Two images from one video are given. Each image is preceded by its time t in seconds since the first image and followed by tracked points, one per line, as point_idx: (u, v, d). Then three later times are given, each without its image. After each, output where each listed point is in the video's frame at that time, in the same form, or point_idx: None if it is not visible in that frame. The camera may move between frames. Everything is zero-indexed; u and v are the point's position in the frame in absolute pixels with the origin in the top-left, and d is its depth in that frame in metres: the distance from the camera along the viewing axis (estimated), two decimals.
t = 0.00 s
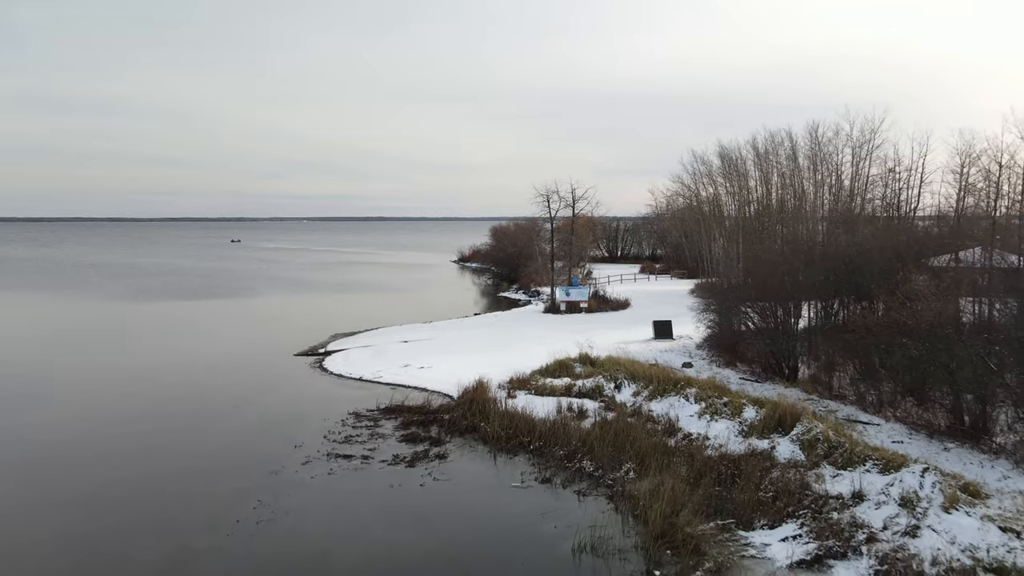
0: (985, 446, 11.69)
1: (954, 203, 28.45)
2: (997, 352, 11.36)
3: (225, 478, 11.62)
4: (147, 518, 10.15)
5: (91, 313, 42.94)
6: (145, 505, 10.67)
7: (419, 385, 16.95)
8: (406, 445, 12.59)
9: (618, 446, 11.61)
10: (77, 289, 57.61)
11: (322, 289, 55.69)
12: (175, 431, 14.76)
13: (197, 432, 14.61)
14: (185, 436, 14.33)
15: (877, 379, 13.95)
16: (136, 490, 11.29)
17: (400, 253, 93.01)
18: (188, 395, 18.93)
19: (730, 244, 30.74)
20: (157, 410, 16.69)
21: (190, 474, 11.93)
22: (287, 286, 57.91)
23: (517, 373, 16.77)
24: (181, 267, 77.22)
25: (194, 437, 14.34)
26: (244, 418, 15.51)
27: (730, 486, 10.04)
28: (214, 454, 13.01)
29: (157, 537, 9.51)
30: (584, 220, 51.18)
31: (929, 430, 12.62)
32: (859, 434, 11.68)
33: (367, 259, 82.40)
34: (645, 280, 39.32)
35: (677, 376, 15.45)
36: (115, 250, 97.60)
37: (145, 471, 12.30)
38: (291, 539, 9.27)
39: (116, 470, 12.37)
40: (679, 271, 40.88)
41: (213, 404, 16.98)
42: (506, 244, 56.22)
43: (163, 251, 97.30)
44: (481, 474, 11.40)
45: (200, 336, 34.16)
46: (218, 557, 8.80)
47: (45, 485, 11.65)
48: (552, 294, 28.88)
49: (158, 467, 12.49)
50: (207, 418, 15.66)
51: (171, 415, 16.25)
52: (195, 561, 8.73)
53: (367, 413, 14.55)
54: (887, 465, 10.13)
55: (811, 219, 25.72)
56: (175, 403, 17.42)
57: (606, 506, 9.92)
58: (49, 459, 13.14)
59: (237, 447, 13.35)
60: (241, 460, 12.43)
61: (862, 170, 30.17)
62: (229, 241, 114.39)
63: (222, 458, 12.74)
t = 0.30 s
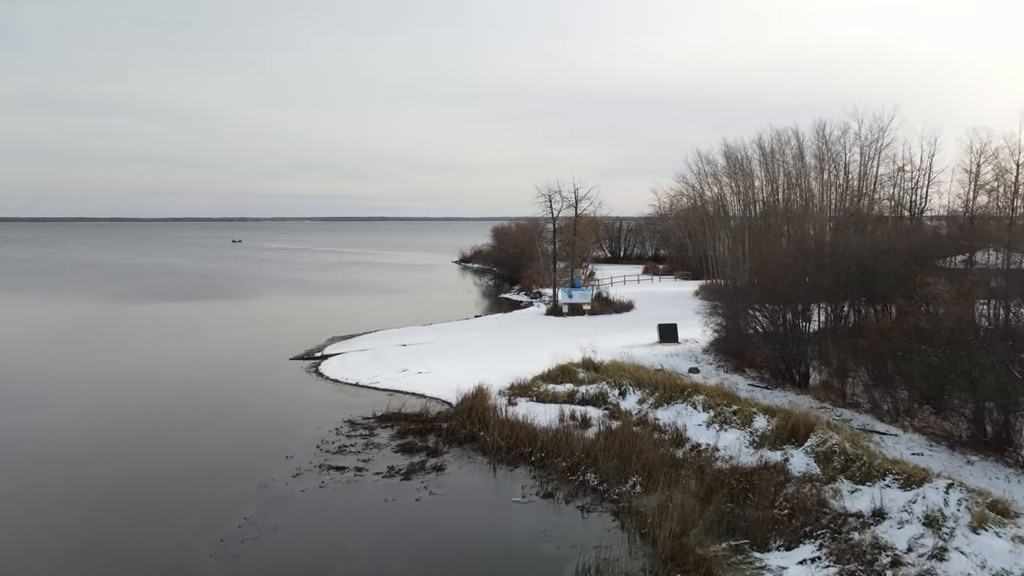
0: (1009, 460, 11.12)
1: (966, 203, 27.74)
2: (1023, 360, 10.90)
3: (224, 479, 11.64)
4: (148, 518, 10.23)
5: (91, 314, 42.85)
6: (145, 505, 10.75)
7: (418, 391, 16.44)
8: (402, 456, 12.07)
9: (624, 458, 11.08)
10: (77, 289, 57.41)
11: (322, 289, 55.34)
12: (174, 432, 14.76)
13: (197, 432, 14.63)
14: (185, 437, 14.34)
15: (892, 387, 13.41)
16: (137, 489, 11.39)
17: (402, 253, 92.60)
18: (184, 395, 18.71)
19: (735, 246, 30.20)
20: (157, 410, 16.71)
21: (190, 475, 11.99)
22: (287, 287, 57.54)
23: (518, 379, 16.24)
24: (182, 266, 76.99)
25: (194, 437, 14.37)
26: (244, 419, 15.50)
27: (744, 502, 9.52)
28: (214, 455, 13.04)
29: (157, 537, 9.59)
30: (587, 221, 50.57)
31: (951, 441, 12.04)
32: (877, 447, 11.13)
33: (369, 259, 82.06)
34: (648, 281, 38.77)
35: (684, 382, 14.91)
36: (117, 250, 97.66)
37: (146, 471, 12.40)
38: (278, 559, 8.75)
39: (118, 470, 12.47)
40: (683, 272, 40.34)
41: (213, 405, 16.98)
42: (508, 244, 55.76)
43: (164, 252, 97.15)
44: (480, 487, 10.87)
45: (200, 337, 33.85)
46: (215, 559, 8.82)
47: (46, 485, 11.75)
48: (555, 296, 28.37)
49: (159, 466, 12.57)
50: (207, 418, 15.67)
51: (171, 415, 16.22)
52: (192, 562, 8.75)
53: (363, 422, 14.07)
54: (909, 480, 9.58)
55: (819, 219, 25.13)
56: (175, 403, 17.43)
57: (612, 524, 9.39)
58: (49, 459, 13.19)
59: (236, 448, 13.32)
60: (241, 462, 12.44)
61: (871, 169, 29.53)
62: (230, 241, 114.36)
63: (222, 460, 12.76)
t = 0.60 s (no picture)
0: None
1: (981, 203, 26.96)
2: None
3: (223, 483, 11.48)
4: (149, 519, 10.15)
5: (92, 313, 42.74)
6: (146, 506, 10.68)
7: (415, 398, 15.90)
8: (398, 469, 11.49)
9: (630, 472, 10.49)
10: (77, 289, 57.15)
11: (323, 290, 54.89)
12: (173, 432, 14.61)
13: (186, 439, 14.15)
14: (184, 438, 14.20)
15: (910, 397, 12.83)
16: (138, 490, 11.31)
17: (403, 253, 92.15)
18: (180, 393, 18.42)
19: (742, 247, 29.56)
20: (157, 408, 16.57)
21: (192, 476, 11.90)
22: (287, 287, 57.16)
23: (519, 386, 15.67)
24: (184, 266, 76.75)
25: (194, 437, 14.24)
26: (238, 424, 15.08)
27: (759, 523, 8.93)
28: (205, 462, 12.62)
29: (158, 539, 9.52)
30: (590, 221, 49.93)
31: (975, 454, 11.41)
32: (899, 461, 10.51)
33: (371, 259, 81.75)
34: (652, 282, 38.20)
35: (692, 390, 14.31)
36: (119, 250, 97.59)
37: (147, 471, 12.30)
38: None
39: (118, 469, 12.37)
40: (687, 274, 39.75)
41: (213, 404, 16.81)
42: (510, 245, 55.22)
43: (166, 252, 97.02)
44: (478, 503, 10.30)
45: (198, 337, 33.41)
46: (210, 565, 8.64)
47: (46, 485, 11.69)
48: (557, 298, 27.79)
49: (149, 473, 12.18)
50: (203, 420, 15.41)
51: (169, 415, 16.03)
52: (190, 566, 8.62)
53: (357, 431, 13.54)
54: (934, 499, 8.98)
55: (829, 220, 24.46)
56: (174, 402, 17.25)
57: (617, 546, 8.80)
58: (50, 457, 13.07)
59: (236, 451, 13.14)
60: (240, 465, 12.25)
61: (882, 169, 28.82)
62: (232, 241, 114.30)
63: (214, 467, 12.34)
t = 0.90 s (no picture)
0: None
1: (993, 202, 26.35)
2: None
3: (223, 486, 11.19)
4: (149, 521, 9.89)
5: (90, 313, 42.37)
6: (139, 510, 10.31)
7: (411, 405, 15.36)
8: (392, 482, 10.95)
9: (636, 487, 9.96)
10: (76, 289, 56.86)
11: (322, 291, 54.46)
12: (166, 434, 14.24)
13: (174, 443, 13.63)
14: (177, 440, 13.83)
15: (927, 406, 12.24)
16: (139, 491, 11.06)
17: (404, 253, 91.86)
18: (175, 394, 18.05)
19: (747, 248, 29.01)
20: (155, 408, 16.26)
21: (186, 480, 11.54)
22: (287, 288, 56.81)
23: (519, 393, 15.13)
24: (184, 267, 76.55)
25: (183, 441, 13.71)
26: (229, 428, 14.55)
27: (774, 543, 8.39)
28: (193, 469, 12.10)
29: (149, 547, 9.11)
30: (592, 221, 49.36)
31: (998, 467, 10.85)
32: (919, 476, 9.96)
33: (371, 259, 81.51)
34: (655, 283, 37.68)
35: (699, 397, 13.76)
36: (119, 251, 97.45)
37: (148, 471, 12.05)
38: None
39: (118, 470, 12.10)
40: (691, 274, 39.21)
41: (211, 405, 16.48)
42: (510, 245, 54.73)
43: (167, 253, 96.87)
44: (477, 519, 9.75)
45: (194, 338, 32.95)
46: None
47: (31, 487, 11.31)
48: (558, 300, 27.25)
49: (134, 479, 11.67)
50: (194, 424, 14.91)
51: (165, 415, 15.69)
52: (186, 572, 8.32)
53: (351, 441, 13.00)
54: (960, 517, 8.45)
55: (837, 220, 23.90)
56: (169, 403, 16.92)
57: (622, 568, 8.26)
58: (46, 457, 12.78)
59: (226, 457, 12.63)
60: (238, 469, 11.93)
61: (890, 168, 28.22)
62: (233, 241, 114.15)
63: (202, 474, 11.83)
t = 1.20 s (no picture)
0: None
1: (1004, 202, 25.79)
2: None
3: (215, 493, 10.73)
4: (141, 527, 9.47)
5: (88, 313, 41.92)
6: (123, 518, 9.81)
7: (408, 412, 14.81)
8: (384, 498, 10.39)
9: (642, 504, 9.38)
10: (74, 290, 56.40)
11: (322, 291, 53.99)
12: (156, 436, 13.70)
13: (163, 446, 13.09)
14: (167, 443, 13.29)
15: (947, 416, 11.66)
16: (137, 491, 10.73)
17: (405, 254, 91.45)
18: (169, 394, 17.69)
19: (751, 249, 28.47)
20: (149, 407, 15.91)
21: (173, 487, 10.99)
22: (286, 289, 56.38)
23: (519, 400, 14.57)
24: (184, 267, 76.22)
25: (172, 444, 13.16)
26: (222, 431, 14.01)
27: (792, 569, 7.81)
28: (181, 475, 11.56)
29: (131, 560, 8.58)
30: (593, 220, 48.71)
31: None
32: (943, 493, 9.38)
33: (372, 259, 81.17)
34: (658, 284, 37.15)
35: (707, 405, 13.17)
36: (119, 251, 97.09)
37: (146, 470, 11.72)
38: None
39: (96, 475, 11.59)
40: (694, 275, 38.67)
41: (204, 406, 16.06)
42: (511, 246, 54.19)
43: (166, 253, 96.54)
44: (474, 539, 9.18)
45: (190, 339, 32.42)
46: None
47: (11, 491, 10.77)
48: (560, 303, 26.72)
49: (119, 485, 11.12)
50: (185, 426, 14.37)
51: (156, 416, 15.28)
52: None
53: (343, 452, 12.44)
54: (991, 540, 7.88)
55: (845, 220, 23.34)
56: (162, 403, 16.53)
57: None
58: (34, 457, 12.39)
59: (215, 463, 12.10)
60: (227, 477, 11.40)
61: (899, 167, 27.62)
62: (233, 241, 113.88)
63: (190, 482, 11.29)
